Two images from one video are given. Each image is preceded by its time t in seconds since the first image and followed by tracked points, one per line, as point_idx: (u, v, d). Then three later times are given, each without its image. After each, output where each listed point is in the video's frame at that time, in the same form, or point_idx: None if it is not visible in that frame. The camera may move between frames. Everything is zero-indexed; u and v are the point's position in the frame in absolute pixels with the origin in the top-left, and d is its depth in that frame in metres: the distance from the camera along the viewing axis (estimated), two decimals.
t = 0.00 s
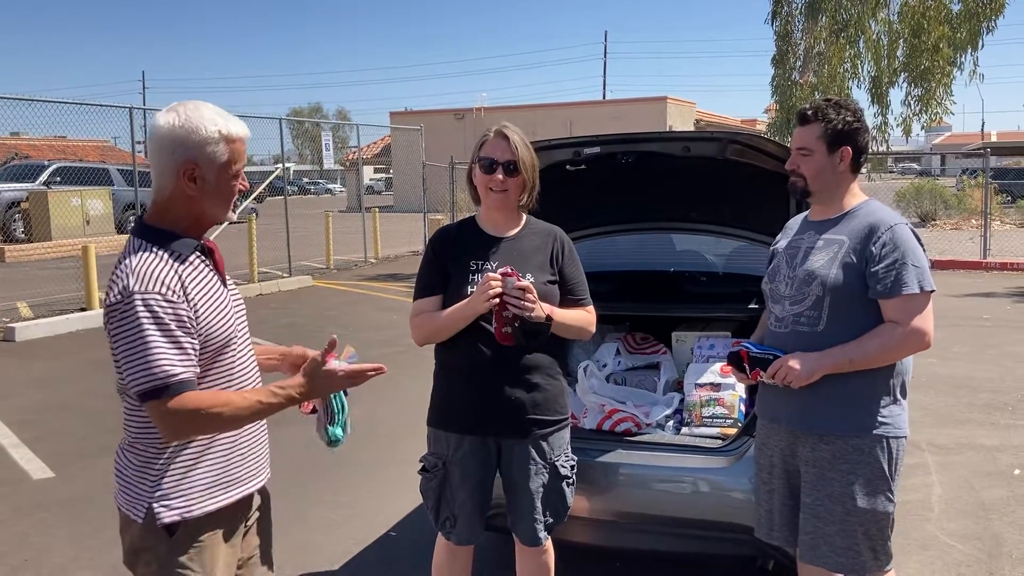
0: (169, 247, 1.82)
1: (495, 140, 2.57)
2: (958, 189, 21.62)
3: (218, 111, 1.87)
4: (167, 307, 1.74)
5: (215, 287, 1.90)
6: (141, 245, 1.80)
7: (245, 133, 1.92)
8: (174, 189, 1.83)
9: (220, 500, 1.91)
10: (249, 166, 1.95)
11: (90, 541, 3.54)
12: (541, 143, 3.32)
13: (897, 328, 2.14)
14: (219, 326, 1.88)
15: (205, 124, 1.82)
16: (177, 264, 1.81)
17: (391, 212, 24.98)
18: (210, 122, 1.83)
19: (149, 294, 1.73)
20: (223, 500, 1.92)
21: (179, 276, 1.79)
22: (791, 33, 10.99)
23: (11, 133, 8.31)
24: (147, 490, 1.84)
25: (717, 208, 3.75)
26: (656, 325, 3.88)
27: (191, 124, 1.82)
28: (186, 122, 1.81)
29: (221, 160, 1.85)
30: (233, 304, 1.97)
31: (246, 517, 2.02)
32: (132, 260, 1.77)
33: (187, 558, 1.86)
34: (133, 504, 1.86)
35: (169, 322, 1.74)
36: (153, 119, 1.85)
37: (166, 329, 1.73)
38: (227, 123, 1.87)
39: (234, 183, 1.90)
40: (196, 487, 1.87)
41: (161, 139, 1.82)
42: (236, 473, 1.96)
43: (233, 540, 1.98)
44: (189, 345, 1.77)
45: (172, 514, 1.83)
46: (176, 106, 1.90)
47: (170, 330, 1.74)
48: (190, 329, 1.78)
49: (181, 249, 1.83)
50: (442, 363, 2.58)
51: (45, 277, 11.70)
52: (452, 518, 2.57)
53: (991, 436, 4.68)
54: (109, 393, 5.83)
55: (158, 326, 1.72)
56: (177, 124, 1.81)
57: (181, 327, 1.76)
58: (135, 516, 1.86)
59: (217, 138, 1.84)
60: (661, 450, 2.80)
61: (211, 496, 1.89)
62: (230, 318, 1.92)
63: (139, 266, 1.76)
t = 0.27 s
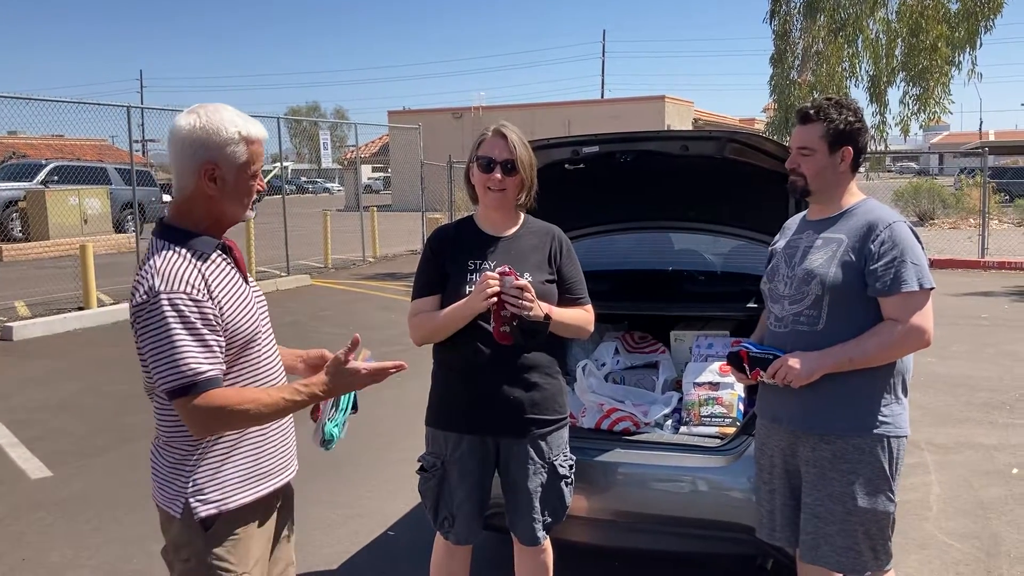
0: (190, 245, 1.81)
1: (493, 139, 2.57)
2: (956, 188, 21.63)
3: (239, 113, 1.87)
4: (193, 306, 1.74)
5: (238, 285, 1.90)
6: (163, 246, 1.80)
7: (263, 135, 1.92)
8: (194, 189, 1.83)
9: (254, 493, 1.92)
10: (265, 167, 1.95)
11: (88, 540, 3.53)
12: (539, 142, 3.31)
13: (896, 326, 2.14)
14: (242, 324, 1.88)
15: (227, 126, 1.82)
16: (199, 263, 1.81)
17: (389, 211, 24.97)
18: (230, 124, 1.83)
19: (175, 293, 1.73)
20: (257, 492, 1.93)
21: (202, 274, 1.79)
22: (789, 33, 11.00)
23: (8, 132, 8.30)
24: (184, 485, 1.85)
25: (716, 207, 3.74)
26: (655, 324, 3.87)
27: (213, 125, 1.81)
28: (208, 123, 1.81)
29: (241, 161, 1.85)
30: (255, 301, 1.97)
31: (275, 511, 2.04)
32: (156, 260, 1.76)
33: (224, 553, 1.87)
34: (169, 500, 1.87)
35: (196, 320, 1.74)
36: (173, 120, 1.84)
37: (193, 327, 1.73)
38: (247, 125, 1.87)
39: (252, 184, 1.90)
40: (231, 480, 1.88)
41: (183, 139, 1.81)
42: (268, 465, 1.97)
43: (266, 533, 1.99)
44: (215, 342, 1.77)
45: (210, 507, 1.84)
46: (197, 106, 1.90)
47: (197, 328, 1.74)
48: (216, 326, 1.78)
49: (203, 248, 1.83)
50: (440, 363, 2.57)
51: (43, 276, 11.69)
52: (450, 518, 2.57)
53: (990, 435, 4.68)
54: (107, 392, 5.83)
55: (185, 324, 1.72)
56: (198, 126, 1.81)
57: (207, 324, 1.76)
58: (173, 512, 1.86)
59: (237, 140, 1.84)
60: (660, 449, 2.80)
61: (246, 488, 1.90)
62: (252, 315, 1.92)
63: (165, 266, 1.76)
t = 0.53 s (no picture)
0: (206, 243, 1.81)
1: (491, 138, 2.57)
2: (954, 188, 21.63)
3: (260, 114, 1.87)
4: (208, 303, 1.75)
5: (255, 282, 1.90)
6: (181, 243, 1.80)
7: (283, 136, 1.92)
8: (215, 188, 1.84)
9: (281, 484, 1.94)
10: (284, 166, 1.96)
11: (86, 539, 3.53)
12: (538, 141, 3.30)
13: (898, 324, 2.13)
14: (260, 321, 1.87)
15: (247, 125, 1.83)
16: (216, 260, 1.81)
17: (388, 210, 24.94)
18: (252, 124, 1.84)
19: (190, 290, 1.73)
20: (284, 484, 1.95)
21: (218, 272, 1.79)
22: (787, 32, 11.01)
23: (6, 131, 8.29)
24: (210, 482, 1.86)
25: (715, 206, 3.74)
26: (654, 323, 3.87)
27: (234, 124, 1.82)
28: (229, 123, 1.82)
29: (260, 161, 1.85)
30: (273, 298, 1.97)
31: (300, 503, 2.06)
32: (173, 257, 1.77)
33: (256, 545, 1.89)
34: (198, 497, 1.88)
35: (210, 317, 1.74)
36: (196, 120, 1.85)
37: (208, 324, 1.73)
38: (268, 125, 1.87)
39: (272, 184, 1.90)
40: (259, 473, 1.90)
41: (204, 139, 1.82)
42: (291, 456, 1.99)
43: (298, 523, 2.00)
44: (230, 339, 1.77)
45: (240, 501, 1.86)
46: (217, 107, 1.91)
47: (212, 325, 1.74)
48: (231, 324, 1.78)
49: (219, 245, 1.83)
50: (440, 363, 2.56)
51: (41, 275, 11.67)
52: (450, 517, 2.57)
53: (989, 434, 4.68)
54: (106, 391, 5.82)
55: (199, 321, 1.72)
56: (221, 126, 1.81)
57: (221, 322, 1.76)
58: (203, 509, 1.88)
59: (258, 139, 1.85)
60: (661, 449, 2.80)
61: (274, 479, 1.93)
62: (270, 311, 1.92)
63: (181, 262, 1.76)
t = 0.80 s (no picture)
0: (218, 240, 1.82)
1: (491, 137, 2.57)
2: (954, 187, 21.63)
3: (271, 112, 1.87)
4: (218, 299, 1.75)
5: (267, 280, 1.90)
6: (194, 240, 1.81)
7: (296, 133, 1.92)
8: (230, 185, 1.84)
9: (294, 481, 1.94)
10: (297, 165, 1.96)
11: (86, 539, 3.52)
12: (537, 141, 3.29)
13: (898, 324, 2.13)
14: (271, 319, 1.87)
15: (260, 123, 1.83)
16: (227, 257, 1.81)
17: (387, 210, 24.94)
18: (265, 122, 1.84)
19: (201, 285, 1.73)
20: (296, 481, 1.95)
21: (230, 268, 1.79)
22: (787, 32, 11.02)
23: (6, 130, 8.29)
24: (223, 479, 1.86)
25: (715, 206, 3.74)
26: (654, 322, 3.86)
27: (247, 122, 1.82)
28: (242, 121, 1.82)
29: (273, 159, 1.85)
30: (284, 296, 1.97)
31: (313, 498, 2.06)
32: (185, 253, 1.78)
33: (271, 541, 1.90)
34: (210, 494, 1.88)
35: (220, 313, 1.74)
36: (210, 118, 1.85)
37: (217, 320, 1.73)
38: (280, 123, 1.87)
39: (285, 182, 1.90)
40: (273, 470, 1.90)
41: (218, 138, 1.82)
42: (304, 453, 2.00)
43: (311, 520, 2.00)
44: (239, 336, 1.77)
45: (253, 498, 1.86)
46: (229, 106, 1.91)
47: (223, 322, 1.74)
48: (241, 321, 1.78)
49: (230, 242, 1.83)
50: (440, 363, 2.56)
51: (41, 275, 11.67)
52: (451, 517, 2.57)
53: (988, 434, 4.68)
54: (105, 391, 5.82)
55: (208, 317, 1.72)
56: (235, 124, 1.82)
57: (231, 318, 1.76)
58: (215, 506, 1.87)
59: (271, 137, 1.85)
60: (662, 449, 2.80)
61: (288, 475, 1.93)
62: (281, 309, 1.92)
63: (193, 258, 1.76)
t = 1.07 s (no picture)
0: (232, 234, 1.82)
1: (496, 137, 2.56)
2: (953, 187, 21.64)
3: (275, 108, 1.88)
4: (239, 294, 1.76)
5: (280, 277, 1.90)
6: (209, 234, 1.81)
7: (298, 129, 1.94)
8: (242, 183, 1.83)
9: (302, 479, 1.94)
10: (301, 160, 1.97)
11: (86, 540, 3.52)
12: (538, 141, 3.29)
13: (898, 326, 2.13)
14: (287, 315, 1.88)
15: (267, 121, 1.83)
16: (245, 251, 1.82)
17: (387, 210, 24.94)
18: (271, 119, 1.85)
19: (223, 279, 1.74)
20: (304, 479, 1.96)
21: (249, 263, 1.80)
22: (787, 32, 11.04)
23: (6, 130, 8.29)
24: (231, 477, 1.85)
25: (715, 206, 3.74)
26: (654, 322, 3.86)
27: (255, 119, 1.83)
28: (251, 120, 1.82)
29: (283, 155, 1.86)
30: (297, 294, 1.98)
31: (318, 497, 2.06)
32: (204, 247, 1.78)
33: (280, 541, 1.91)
34: (216, 492, 1.87)
35: (240, 308, 1.75)
36: (213, 119, 1.84)
37: (238, 315, 1.74)
38: (284, 118, 1.89)
39: (293, 177, 1.91)
40: (281, 468, 1.90)
41: (227, 136, 1.82)
42: (310, 450, 2.00)
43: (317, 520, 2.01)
44: (257, 331, 1.78)
45: (261, 496, 1.87)
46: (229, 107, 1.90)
47: (241, 316, 1.74)
48: (259, 317, 1.79)
49: (244, 237, 1.83)
50: (439, 362, 2.56)
51: (41, 275, 11.66)
52: (452, 518, 2.56)
53: (989, 434, 4.68)
54: (105, 391, 5.82)
55: (229, 311, 1.73)
56: (244, 122, 1.81)
57: (251, 312, 1.77)
58: (222, 503, 1.87)
59: (279, 133, 1.86)
60: (662, 449, 2.79)
61: (296, 473, 1.94)
62: (296, 306, 1.93)
63: (211, 252, 1.76)
